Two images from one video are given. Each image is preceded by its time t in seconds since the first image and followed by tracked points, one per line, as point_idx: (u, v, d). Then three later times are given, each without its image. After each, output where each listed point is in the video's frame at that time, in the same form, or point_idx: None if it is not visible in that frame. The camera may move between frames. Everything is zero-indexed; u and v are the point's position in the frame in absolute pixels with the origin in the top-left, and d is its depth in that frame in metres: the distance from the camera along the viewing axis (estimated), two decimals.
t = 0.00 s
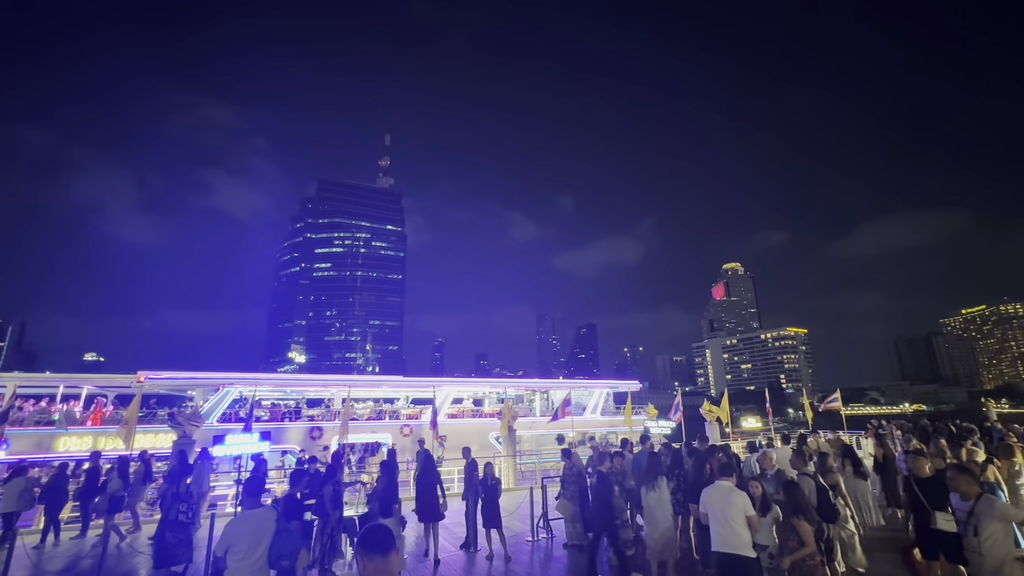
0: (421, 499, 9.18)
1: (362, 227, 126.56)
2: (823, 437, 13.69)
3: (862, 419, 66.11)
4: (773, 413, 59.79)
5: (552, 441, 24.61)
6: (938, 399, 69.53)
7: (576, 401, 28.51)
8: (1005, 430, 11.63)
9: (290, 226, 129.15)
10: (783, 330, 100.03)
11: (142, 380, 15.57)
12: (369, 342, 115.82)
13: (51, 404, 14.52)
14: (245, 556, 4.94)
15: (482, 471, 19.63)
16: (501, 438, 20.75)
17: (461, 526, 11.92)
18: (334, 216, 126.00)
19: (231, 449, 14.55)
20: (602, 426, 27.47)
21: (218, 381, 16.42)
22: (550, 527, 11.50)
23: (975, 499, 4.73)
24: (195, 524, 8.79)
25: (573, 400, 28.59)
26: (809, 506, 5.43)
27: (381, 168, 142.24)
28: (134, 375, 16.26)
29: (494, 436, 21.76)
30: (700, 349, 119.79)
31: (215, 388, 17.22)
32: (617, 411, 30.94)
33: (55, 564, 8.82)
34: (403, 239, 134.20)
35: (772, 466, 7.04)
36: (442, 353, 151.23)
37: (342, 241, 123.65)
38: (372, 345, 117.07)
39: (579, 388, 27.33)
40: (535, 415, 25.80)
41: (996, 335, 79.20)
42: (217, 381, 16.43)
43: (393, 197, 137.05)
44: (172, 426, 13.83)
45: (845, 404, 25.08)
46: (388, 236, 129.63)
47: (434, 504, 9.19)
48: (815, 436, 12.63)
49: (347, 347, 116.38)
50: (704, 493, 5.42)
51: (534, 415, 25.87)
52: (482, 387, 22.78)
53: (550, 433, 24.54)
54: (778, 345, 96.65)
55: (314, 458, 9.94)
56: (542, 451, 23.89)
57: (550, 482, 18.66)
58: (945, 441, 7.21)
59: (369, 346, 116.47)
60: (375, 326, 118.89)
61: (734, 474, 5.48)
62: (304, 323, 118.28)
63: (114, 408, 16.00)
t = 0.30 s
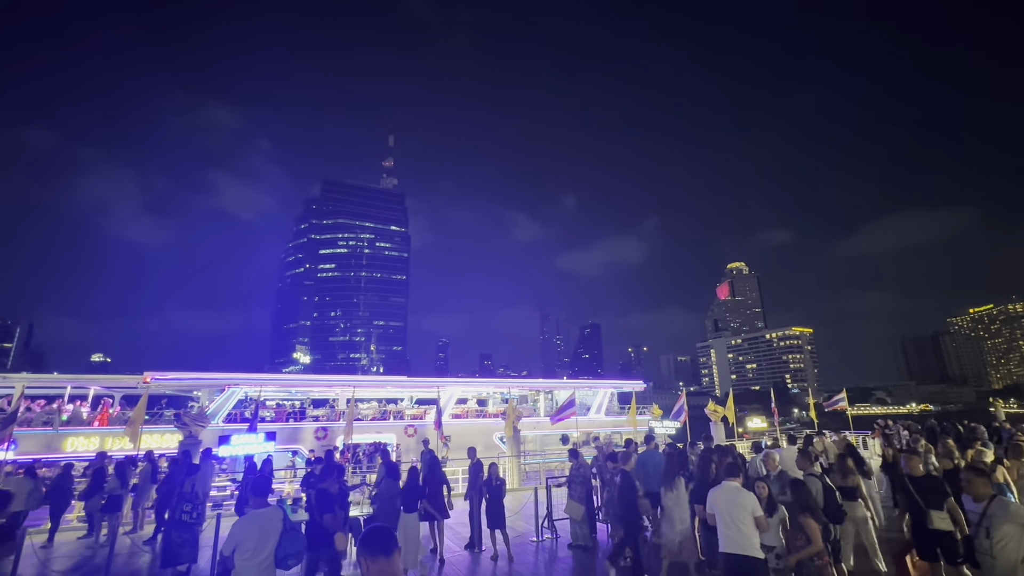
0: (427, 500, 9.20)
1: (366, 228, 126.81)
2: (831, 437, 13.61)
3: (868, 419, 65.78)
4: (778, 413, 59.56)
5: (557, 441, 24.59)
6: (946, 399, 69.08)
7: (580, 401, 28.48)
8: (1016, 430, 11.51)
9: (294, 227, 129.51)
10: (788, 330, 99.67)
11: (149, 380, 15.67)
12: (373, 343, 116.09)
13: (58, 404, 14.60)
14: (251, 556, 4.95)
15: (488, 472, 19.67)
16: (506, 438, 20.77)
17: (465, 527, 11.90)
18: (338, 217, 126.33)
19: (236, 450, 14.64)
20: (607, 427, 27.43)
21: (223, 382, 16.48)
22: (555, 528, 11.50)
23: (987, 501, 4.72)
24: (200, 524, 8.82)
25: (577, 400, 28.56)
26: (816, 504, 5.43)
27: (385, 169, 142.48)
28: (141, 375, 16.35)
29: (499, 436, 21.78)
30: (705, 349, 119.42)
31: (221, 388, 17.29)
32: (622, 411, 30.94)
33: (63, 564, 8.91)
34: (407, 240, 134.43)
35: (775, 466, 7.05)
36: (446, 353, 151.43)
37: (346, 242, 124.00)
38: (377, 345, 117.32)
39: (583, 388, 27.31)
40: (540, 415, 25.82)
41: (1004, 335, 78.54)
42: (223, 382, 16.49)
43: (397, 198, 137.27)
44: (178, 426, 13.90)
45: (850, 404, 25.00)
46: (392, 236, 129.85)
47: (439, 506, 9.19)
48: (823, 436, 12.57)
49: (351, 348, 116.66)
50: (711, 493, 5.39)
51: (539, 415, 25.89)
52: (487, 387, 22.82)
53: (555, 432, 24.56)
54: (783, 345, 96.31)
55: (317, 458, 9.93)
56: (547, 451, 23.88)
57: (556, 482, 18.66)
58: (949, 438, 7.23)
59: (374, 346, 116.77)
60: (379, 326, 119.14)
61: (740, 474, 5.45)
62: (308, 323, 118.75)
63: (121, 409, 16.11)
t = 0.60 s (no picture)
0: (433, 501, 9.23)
1: (375, 229, 127.29)
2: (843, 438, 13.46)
3: (881, 420, 65.01)
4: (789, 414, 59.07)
5: (565, 442, 24.51)
6: (960, 399, 68.11)
7: (588, 401, 28.35)
8: None
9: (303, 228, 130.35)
10: (798, 329, 98.80)
11: (160, 381, 15.84)
12: (381, 343, 116.47)
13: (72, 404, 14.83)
14: (261, 555, 5.00)
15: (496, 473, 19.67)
16: (514, 438, 20.75)
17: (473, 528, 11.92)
18: (347, 219, 126.98)
19: (247, 450, 14.69)
20: (615, 427, 27.35)
21: (234, 382, 16.63)
22: (563, 528, 11.50)
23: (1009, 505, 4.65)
24: (209, 524, 8.93)
25: (585, 401, 28.45)
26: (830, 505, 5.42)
27: (392, 169, 142.83)
28: (153, 376, 16.54)
29: (507, 436, 21.75)
30: (714, 349, 118.72)
31: (231, 389, 17.44)
32: (631, 411, 30.83)
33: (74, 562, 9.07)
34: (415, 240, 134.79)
35: (787, 468, 7.03)
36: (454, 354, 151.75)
37: (354, 244, 124.59)
38: (385, 346, 117.78)
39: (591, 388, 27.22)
40: (548, 415, 25.79)
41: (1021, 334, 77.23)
42: (233, 382, 16.65)
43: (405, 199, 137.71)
44: (189, 426, 14.04)
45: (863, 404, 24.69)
46: (400, 237, 130.23)
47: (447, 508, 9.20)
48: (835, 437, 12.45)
49: (360, 348, 117.28)
50: (726, 495, 5.36)
51: (547, 415, 25.86)
52: (495, 387, 22.80)
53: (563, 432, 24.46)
54: (793, 345, 95.54)
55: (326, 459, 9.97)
56: (555, 451, 23.81)
57: (565, 482, 18.60)
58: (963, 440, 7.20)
59: (382, 347, 117.17)
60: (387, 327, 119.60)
61: (756, 476, 5.41)
62: (317, 324, 119.56)
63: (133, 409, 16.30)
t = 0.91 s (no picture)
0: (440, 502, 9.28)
1: (384, 230, 127.87)
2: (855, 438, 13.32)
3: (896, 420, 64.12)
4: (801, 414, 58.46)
5: (575, 442, 24.46)
6: (977, 400, 67.02)
7: (597, 401, 28.27)
8: None
9: (313, 230, 131.35)
10: (810, 329, 97.72)
11: (174, 382, 16.05)
12: (390, 344, 116.84)
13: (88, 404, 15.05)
14: (272, 554, 5.06)
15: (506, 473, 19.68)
16: (524, 439, 20.73)
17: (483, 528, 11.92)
18: (356, 220, 127.65)
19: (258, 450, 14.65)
20: (625, 427, 27.22)
21: (245, 383, 16.79)
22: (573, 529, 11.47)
23: None
24: (221, 524, 8.99)
25: (594, 401, 28.38)
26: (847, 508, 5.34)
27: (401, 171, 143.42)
28: (166, 377, 16.77)
29: (516, 436, 21.74)
30: (724, 349, 117.83)
31: (243, 389, 17.61)
32: (640, 411, 30.69)
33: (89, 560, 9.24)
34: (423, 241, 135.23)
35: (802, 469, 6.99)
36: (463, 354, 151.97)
37: (363, 245, 125.22)
38: (394, 346, 118.37)
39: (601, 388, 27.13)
40: (557, 415, 25.73)
41: None
42: (245, 383, 16.81)
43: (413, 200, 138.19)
44: (203, 426, 14.20)
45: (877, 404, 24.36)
46: (409, 238, 130.69)
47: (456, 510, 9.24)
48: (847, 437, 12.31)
49: (369, 349, 117.99)
50: (746, 497, 5.31)
51: (556, 415, 25.79)
52: (504, 387, 22.82)
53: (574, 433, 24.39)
54: (805, 345, 94.51)
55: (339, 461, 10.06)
56: (564, 452, 23.77)
57: (575, 483, 18.56)
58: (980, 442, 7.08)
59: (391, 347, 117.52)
60: (396, 328, 120.00)
61: (776, 478, 5.36)
62: (327, 325, 120.51)
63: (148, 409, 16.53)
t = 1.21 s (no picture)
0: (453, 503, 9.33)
1: (394, 232, 128.47)
2: (872, 440, 13.13)
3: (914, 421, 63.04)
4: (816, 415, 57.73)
5: (587, 443, 24.36)
6: (998, 400, 65.80)
7: (609, 402, 28.13)
8: None
9: (325, 232, 132.44)
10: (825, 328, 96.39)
11: (190, 383, 16.28)
12: (401, 346, 117.33)
13: (107, 404, 15.33)
14: (287, 554, 5.11)
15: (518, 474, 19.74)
16: (535, 440, 20.70)
17: (494, 531, 11.87)
18: (367, 223, 128.38)
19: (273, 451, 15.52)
20: (637, 428, 27.10)
21: (260, 384, 16.99)
22: (585, 530, 11.41)
23: None
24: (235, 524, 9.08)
25: (606, 401, 28.24)
26: (865, 512, 5.25)
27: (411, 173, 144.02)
28: (183, 379, 17.02)
29: (528, 437, 21.69)
30: (737, 349, 116.64)
31: (258, 390, 17.78)
32: (652, 412, 30.51)
33: (107, 558, 9.48)
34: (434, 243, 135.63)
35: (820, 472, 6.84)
36: (474, 356, 152.10)
37: (374, 247, 125.88)
38: (406, 347, 119.08)
39: (612, 389, 26.99)
40: (568, 416, 25.67)
41: None
42: (259, 384, 17.00)
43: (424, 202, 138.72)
44: (218, 427, 14.38)
45: (894, 405, 24.04)
46: (419, 240, 131.18)
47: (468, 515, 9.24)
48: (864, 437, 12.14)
49: (381, 350, 118.76)
50: (766, 500, 5.23)
51: (567, 416, 25.75)
52: (515, 388, 22.80)
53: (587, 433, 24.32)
54: (820, 344, 93.30)
55: (352, 462, 10.08)
56: (576, 453, 23.68)
57: (587, 484, 18.46)
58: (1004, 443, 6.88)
59: (402, 349, 118.07)
60: (407, 330, 120.53)
61: (797, 480, 5.28)
62: (339, 327, 121.52)
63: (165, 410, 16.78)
